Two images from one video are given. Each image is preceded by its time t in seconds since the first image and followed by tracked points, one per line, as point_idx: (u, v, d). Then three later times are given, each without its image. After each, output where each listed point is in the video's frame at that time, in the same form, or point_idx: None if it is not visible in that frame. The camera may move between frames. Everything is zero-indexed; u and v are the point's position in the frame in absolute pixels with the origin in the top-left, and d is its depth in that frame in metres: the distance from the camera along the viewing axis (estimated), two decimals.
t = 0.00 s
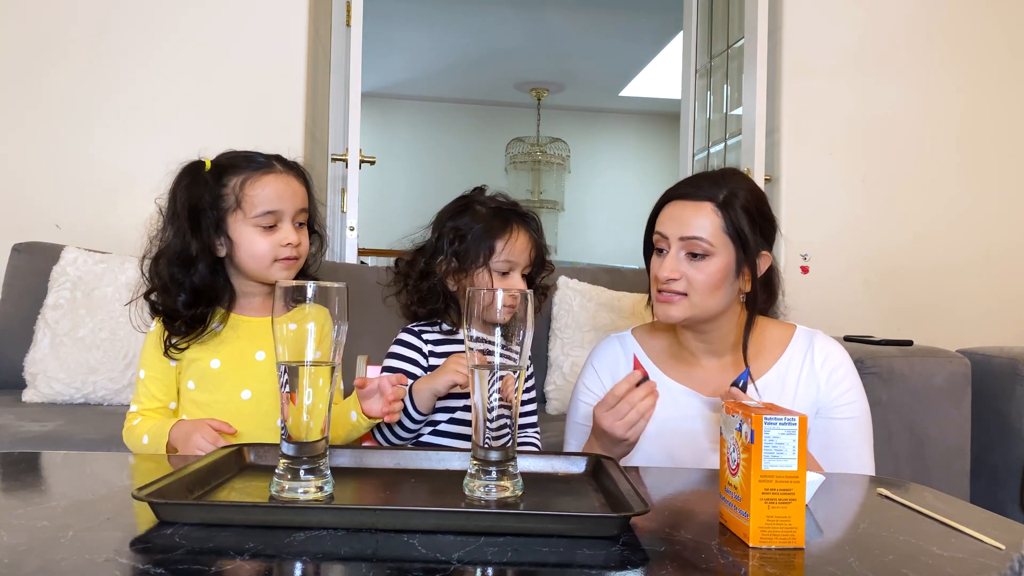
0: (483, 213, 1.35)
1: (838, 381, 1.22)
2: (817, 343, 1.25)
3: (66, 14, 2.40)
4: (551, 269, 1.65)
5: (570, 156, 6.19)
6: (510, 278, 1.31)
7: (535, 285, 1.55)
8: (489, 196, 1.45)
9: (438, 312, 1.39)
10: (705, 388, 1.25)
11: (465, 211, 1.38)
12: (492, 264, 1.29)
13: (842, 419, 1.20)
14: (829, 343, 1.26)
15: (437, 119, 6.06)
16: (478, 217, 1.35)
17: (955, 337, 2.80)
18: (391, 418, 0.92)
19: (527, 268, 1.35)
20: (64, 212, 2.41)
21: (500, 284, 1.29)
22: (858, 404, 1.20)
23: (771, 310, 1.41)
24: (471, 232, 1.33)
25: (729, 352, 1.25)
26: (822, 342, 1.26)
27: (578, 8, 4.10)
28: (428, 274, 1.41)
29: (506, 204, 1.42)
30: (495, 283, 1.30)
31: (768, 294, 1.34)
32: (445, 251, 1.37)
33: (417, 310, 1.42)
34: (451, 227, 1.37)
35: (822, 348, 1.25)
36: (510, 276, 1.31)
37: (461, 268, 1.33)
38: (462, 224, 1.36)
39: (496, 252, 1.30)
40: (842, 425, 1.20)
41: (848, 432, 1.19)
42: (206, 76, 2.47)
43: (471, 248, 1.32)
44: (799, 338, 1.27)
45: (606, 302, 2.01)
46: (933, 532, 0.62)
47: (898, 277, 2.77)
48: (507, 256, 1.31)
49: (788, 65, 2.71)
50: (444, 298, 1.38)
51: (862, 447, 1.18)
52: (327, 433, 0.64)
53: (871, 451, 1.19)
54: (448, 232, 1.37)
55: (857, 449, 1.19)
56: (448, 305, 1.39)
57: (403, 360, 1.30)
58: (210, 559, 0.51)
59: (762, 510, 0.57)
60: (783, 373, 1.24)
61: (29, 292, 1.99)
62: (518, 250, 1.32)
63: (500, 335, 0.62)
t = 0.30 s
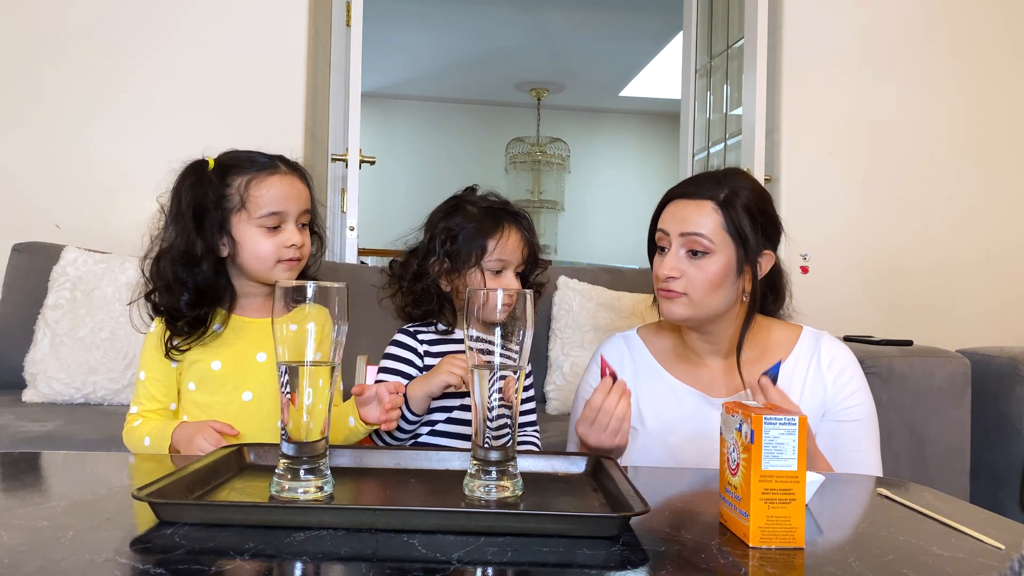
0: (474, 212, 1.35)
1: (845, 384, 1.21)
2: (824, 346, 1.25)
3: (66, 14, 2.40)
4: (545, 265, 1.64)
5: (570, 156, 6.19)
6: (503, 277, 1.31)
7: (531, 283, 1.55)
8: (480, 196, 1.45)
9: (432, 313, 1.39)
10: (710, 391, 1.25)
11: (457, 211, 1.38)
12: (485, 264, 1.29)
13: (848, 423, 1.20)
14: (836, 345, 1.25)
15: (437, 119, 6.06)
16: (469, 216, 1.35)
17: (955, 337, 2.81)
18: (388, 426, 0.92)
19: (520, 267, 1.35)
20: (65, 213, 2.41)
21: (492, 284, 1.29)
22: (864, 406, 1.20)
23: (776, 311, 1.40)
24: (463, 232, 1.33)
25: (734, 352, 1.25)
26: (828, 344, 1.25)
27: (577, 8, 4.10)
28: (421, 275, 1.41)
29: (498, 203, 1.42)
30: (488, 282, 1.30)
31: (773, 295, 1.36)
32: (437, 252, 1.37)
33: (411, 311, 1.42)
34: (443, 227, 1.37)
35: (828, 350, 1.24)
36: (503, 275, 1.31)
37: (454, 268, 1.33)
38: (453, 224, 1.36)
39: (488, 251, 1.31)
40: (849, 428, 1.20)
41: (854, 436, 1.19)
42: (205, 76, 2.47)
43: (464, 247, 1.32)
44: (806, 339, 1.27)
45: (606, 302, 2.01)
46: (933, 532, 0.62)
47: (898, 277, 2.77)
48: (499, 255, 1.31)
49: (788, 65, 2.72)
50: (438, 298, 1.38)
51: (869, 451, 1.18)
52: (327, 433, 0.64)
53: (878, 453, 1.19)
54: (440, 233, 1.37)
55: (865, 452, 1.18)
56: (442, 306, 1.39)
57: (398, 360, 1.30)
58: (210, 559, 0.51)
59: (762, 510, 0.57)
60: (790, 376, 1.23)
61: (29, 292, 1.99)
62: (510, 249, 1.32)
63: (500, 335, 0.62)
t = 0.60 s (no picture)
0: (471, 213, 1.35)
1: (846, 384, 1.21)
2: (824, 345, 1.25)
3: (66, 14, 2.40)
4: (542, 264, 1.64)
5: (570, 156, 6.18)
6: (499, 278, 1.31)
7: (529, 283, 1.55)
8: (477, 196, 1.45)
9: (429, 314, 1.38)
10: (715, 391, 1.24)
11: (453, 211, 1.38)
12: (480, 265, 1.29)
13: (849, 422, 1.21)
14: (836, 345, 1.25)
15: (437, 119, 6.06)
16: (466, 216, 1.35)
17: (955, 337, 2.81)
18: (386, 435, 0.96)
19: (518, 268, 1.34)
20: (65, 213, 2.41)
21: (488, 284, 1.29)
22: (864, 406, 1.21)
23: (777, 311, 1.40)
24: (459, 232, 1.34)
25: (737, 352, 1.25)
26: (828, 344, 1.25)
27: (578, 8, 4.10)
28: (417, 276, 1.40)
29: (495, 203, 1.42)
30: (484, 283, 1.30)
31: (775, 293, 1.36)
32: (433, 252, 1.37)
33: (408, 312, 1.42)
34: (439, 228, 1.37)
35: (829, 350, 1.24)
36: (499, 276, 1.31)
37: (449, 268, 1.33)
38: (449, 224, 1.36)
39: (484, 252, 1.30)
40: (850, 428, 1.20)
41: (855, 435, 1.20)
42: (205, 76, 2.47)
43: (460, 248, 1.32)
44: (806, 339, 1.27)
45: (606, 302, 2.01)
46: (933, 532, 0.62)
47: (898, 278, 2.77)
48: (495, 256, 1.30)
49: (788, 65, 2.72)
50: (434, 299, 1.37)
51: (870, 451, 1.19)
52: (327, 433, 0.64)
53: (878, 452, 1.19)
54: (436, 233, 1.37)
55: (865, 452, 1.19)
56: (439, 307, 1.38)
57: (396, 360, 1.31)
58: (210, 559, 0.51)
59: (762, 510, 0.57)
60: (791, 376, 1.23)
61: (29, 291, 1.99)
62: (506, 249, 1.32)
63: (500, 335, 0.62)
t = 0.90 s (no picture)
0: (471, 213, 1.36)
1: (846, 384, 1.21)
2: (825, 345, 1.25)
3: (66, 14, 2.40)
4: (541, 264, 1.64)
5: (570, 156, 6.18)
6: (498, 279, 1.31)
7: (529, 283, 1.55)
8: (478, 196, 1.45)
9: (427, 314, 1.38)
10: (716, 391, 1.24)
11: (453, 211, 1.38)
12: (479, 266, 1.29)
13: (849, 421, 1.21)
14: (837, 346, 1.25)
15: (437, 119, 6.06)
16: (466, 217, 1.35)
17: (955, 337, 2.81)
18: (369, 440, 0.96)
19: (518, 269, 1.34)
20: (65, 213, 2.41)
21: (486, 285, 1.29)
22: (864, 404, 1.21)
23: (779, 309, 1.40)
24: (459, 232, 1.33)
25: (741, 351, 1.25)
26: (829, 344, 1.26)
27: (577, 8, 4.10)
28: (417, 275, 1.40)
29: (495, 204, 1.42)
30: (482, 284, 1.30)
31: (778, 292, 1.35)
32: (433, 252, 1.37)
33: (408, 312, 1.42)
34: (440, 228, 1.37)
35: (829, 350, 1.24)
36: (498, 276, 1.31)
37: (448, 268, 1.33)
38: (450, 224, 1.36)
39: (483, 252, 1.30)
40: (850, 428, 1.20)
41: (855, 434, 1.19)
42: (206, 76, 2.47)
43: (460, 248, 1.32)
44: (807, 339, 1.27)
45: (606, 302, 2.01)
46: (933, 532, 0.62)
47: (897, 278, 2.77)
48: (494, 257, 1.30)
49: (788, 65, 2.72)
50: (433, 299, 1.37)
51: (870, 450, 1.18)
52: (327, 433, 0.64)
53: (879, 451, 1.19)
54: (437, 233, 1.37)
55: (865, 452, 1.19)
56: (438, 307, 1.38)
57: (396, 360, 1.31)
58: (210, 559, 0.51)
59: (762, 510, 0.57)
60: (792, 376, 1.23)
61: (30, 291, 1.99)
62: (506, 251, 1.32)
63: (499, 335, 0.62)
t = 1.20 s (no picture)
0: (472, 213, 1.35)
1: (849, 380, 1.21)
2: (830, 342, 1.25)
3: (66, 14, 2.40)
4: (542, 263, 1.64)
5: (570, 156, 6.18)
6: (498, 278, 1.31)
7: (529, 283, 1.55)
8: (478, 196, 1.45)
9: (428, 314, 1.38)
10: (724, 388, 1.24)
11: (454, 211, 1.38)
12: (480, 265, 1.29)
13: (850, 418, 1.20)
14: (842, 344, 1.25)
15: (437, 119, 6.06)
16: (467, 216, 1.35)
17: (955, 337, 2.81)
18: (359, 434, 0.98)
19: (516, 268, 1.34)
20: (64, 213, 2.41)
21: (488, 285, 1.29)
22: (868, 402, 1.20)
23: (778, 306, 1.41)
24: (460, 232, 1.33)
25: (752, 349, 1.25)
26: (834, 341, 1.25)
27: (577, 8, 4.10)
28: (418, 275, 1.40)
29: (496, 203, 1.42)
30: (483, 283, 1.30)
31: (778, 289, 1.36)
32: (434, 252, 1.37)
33: (410, 312, 1.42)
34: (440, 227, 1.37)
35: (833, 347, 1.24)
36: (499, 276, 1.31)
37: (450, 268, 1.33)
38: (451, 224, 1.36)
39: (484, 252, 1.30)
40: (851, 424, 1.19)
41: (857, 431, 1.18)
42: (206, 76, 2.47)
43: (461, 248, 1.32)
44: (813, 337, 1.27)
45: (606, 302, 2.01)
46: (933, 532, 0.62)
47: (897, 278, 2.77)
48: (495, 257, 1.30)
49: (787, 65, 2.72)
50: (436, 299, 1.37)
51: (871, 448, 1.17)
52: (327, 433, 0.64)
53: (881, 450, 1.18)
54: (438, 233, 1.37)
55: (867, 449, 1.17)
56: (439, 307, 1.38)
57: (396, 360, 1.31)
58: (210, 559, 0.51)
59: (762, 510, 0.57)
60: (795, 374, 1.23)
61: (30, 291, 1.99)
62: (506, 250, 1.32)
63: (500, 335, 0.62)
